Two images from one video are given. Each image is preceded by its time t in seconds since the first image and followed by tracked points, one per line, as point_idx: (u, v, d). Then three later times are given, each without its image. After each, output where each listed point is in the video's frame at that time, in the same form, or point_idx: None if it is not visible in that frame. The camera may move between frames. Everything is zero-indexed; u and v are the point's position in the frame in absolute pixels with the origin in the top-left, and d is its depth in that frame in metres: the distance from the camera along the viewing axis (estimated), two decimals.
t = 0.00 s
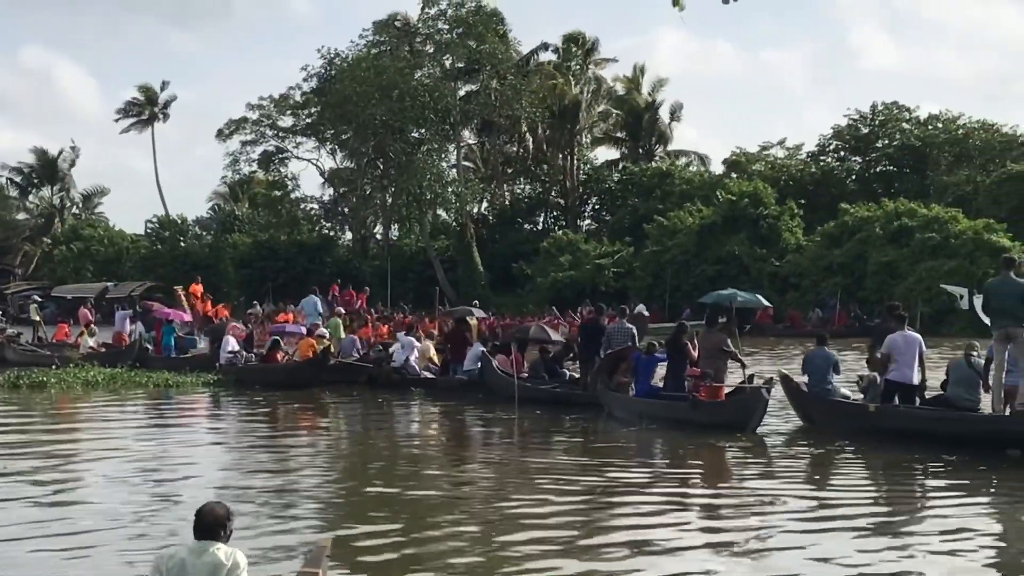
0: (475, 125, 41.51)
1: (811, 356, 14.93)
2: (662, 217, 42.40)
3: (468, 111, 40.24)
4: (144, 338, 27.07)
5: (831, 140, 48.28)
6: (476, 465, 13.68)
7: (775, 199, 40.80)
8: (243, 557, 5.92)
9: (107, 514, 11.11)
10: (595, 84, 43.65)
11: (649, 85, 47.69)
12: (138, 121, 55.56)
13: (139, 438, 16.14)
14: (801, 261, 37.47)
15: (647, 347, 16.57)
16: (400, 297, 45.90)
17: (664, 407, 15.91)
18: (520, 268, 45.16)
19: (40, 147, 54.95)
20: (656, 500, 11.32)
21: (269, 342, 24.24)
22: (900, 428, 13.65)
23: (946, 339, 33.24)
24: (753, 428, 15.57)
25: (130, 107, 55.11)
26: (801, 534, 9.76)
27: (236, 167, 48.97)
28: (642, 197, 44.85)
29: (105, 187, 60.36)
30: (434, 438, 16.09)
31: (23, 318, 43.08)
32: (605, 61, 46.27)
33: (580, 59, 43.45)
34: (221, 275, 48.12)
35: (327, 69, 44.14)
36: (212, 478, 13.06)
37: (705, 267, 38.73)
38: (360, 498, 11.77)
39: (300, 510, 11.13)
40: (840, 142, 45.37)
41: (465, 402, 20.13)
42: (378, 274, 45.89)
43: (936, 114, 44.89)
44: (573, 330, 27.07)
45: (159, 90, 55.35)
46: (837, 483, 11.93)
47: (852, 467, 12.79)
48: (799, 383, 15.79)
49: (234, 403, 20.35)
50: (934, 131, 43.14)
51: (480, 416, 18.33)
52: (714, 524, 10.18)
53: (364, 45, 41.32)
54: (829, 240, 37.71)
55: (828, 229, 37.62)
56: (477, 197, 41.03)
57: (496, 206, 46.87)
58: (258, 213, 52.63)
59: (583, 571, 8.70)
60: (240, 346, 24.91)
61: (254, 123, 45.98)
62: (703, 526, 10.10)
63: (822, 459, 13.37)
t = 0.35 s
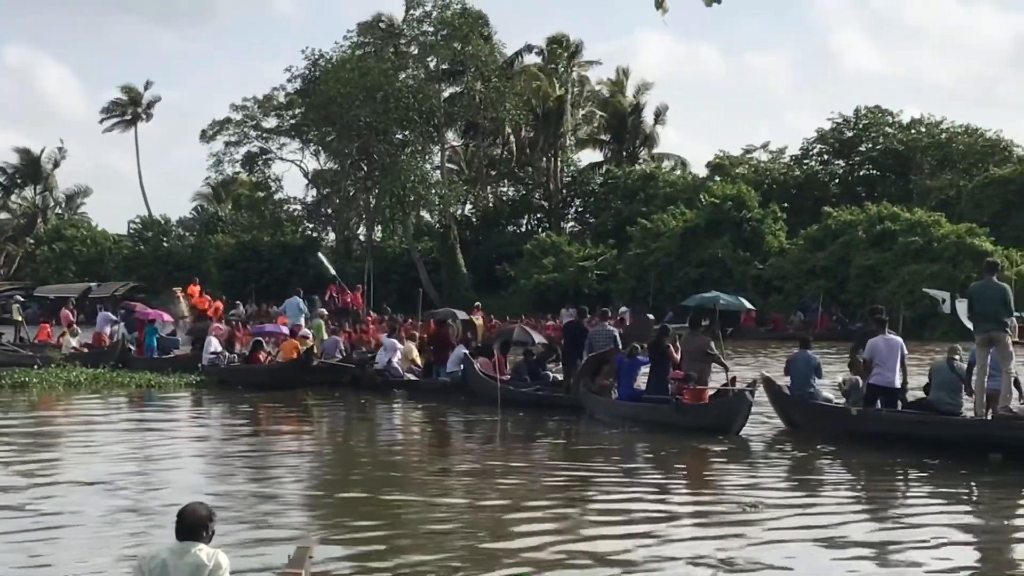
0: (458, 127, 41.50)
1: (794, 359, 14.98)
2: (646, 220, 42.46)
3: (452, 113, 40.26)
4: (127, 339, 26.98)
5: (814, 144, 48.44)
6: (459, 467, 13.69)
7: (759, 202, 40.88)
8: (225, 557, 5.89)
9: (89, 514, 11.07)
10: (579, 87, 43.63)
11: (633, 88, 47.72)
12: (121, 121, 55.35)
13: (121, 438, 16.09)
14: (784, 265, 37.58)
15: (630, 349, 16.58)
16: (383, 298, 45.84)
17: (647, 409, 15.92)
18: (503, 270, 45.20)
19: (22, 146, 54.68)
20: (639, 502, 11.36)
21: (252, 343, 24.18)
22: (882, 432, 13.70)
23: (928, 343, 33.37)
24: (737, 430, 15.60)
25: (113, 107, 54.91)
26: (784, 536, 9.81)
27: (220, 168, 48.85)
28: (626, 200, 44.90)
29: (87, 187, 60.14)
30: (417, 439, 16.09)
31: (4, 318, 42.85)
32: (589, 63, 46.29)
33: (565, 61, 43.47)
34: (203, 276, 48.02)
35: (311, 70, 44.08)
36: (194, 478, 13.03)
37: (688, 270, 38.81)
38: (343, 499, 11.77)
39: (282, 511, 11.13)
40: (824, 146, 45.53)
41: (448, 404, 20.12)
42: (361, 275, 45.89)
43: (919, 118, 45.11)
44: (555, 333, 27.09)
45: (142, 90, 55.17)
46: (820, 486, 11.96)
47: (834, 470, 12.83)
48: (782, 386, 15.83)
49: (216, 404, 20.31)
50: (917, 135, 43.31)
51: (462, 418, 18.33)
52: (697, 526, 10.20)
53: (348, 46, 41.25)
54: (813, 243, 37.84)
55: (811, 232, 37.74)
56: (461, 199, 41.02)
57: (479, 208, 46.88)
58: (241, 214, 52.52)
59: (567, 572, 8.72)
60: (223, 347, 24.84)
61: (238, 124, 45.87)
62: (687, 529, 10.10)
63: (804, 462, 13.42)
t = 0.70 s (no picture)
0: (445, 125, 41.48)
1: (780, 359, 15.03)
2: (632, 219, 42.51)
3: (439, 111, 40.24)
4: (113, 336, 26.90)
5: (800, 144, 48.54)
6: (445, 466, 13.70)
7: (745, 202, 40.95)
8: (210, 556, 5.88)
9: (74, 512, 11.05)
10: (567, 86, 43.64)
11: (620, 88, 47.72)
12: (107, 118, 55.18)
13: (106, 436, 16.05)
14: (770, 265, 37.65)
15: (617, 348, 16.60)
16: (370, 296, 45.82)
17: (634, 408, 15.94)
18: (490, 269, 45.21)
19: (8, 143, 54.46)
20: (625, 501, 11.38)
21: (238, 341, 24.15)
22: (869, 432, 13.74)
23: (913, 344, 33.49)
24: (725, 429, 15.62)
25: (100, 104, 54.73)
26: (770, 536, 9.84)
27: (206, 166, 48.73)
28: (613, 199, 44.92)
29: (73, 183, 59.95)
30: (403, 438, 16.10)
31: None
32: (577, 63, 46.28)
33: (552, 60, 43.48)
34: (189, 274, 47.94)
35: (299, 68, 44.02)
36: (180, 476, 13.01)
37: (675, 270, 38.87)
38: (329, 497, 11.76)
39: (268, 510, 11.11)
40: (811, 146, 45.65)
41: (434, 403, 20.12)
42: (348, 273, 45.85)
43: (906, 119, 45.25)
44: (542, 331, 27.13)
45: (129, 87, 55.01)
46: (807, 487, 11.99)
47: (820, 470, 12.88)
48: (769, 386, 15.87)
49: (202, 402, 20.27)
50: (904, 136, 43.47)
51: (448, 417, 18.33)
52: (683, 526, 10.23)
53: (336, 44, 41.17)
54: (799, 243, 37.93)
55: (797, 233, 37.85)
56: (448, 199, 41.00)
57: (466, 207, 46.90)
58: (227, 211, 52.39)
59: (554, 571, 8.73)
60: (209, 344, 24.80)
61: (224, 122, 45.77)
62: (673, 529, 10.12)
63: (790, 462, 13.46)
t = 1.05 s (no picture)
0: (430, 121, 41.43)
1: (765, 356, 15.06)
2: (617, 216, 42.56)
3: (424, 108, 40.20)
4: (97, 331, 26.80)
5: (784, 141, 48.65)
6: (430, 462, 13.71)
7: (730, 199, 41.04)
8: (193, 551, 5.89)
9: (56, 507, 11.03)
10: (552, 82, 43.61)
11: (605, 84, 47.72)
12: (91, 113, 54.98)
13: (90, 431, 16.01)
14: (755, 262, 37.72)
15: (602, 344, 16.61)
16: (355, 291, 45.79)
17: (619, 404, 15.98)
18: (474, 265, 45.25)
19: None
20: (609, 497, 11.41)
21: (222, 336, 24.09)
22: (853, 428, 13.78)
23: (896, 341, 33.62)
24: (709, 426, 15.66)
25: (84, 99, 54.53)
26: (753, 531, 9.87)
27: (190, 161, 48.61)
28: (598, 196, 44.95)
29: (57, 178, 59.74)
30: (387, 434, 16.10)
31: None
32: (563, 59, 46.26)
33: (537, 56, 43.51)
34: (173, 270, 47.90)
35: (283, 63, 43.92)
36: (163, 471, 12.99)
37: (659, 267, 38.98)
38: (313, 493, 11.77)
39: (253, 505, 11.11)
40: (796, 143, 45.76)
41: (418, 399, 20.13)
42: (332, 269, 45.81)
43: (890, 117, 45.39)
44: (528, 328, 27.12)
45: (113, 82, 54.80)
46: (790, 483, 12.02)
47: (803, 467, 12.93)
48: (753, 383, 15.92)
49: (186, 397, 20.23)
50: (888, 134, 43.64)
51: (432, 413, 18.34)
52: (667, 521, 10.28)
53: (321, 40, 41.08)
54: (783, 241, 38.07)
55: (781, 230, 37.95)
56: (432, 194, 40.97)
57: (451, 203, 46.91)
58: (212, 207, 52.30)
59: (538, 566, 8.75)
60: (193, 340, 24.73)
61: (209, 117, 45.66)
62: (658, 524, 10.14)
63: (774, 459, 13.51)
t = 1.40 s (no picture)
0: (415, 119, 41.39)
1: (749, 354, 15.10)
2: (602, 214, 42.60)
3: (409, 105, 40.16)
4: (80, 329, 26.72)
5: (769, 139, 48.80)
6: (415, 459, 13.72)
7: (715, 197, 41.14)
8: (179, 549, 5.89)
9: (40, 504, 11.00)
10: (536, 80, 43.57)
11: (590, 82, 47.73)
12: (75, 110, 54.77)
13: (74, 429, 15.97)
14: (739, 260, 37.84)
15: (587, 343, 16.62)
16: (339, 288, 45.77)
17: (604, 402, 16.01)
18: (459, 263, 45.30)
19: None
20: (594, 495, 11.44)
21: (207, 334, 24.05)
22: (837, 427, 13.83)
23: (880, 340, 33.77)
24: (694, 424, 15.69)
25: (68, 96, 54.33)
26: (738, 529, 9.90)
27: (174, 158, 48.50)
28: (583, 194, 44.98)
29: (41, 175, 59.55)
30: (371, 432, 16.11)
31: None
32: (548, 56, 46.26)
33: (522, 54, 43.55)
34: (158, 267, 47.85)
35: (268, 61, 43.83)
36: (148, 469, 12.98)
37: (644, 265, 39.05)
38: (298, 491, 11.76)
39: (238, 503, 11.10)
40: (781, 141, 45.87)
41: (403, 396, 20.13)
42: (318, 267, 45.77)
43: (875, 116, 45.55)
44: (512, 326, 27.12)
45: (97, 78, 54.61)
46: (774, 482, 12.05)
47: (788, 465, 12.99)
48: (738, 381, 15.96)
49: (170, 395, 20.20)
50: (873, 132, 43.80)
51: (417, 410, 18.35)
52: (653, 519, 10.31)
53: (306, 37, 40.96)
54: (768, 239, 38.18)
55: (766, 228, 38.07)
56: (417, 192, 40.95)
57: (436, 201, 46.90)
58: (197, 204, 52.20)
59: (523, 564, 8.77)
60: (178, 337, 24.69)
61: (194, 114, 45.58)
62: (643, 522, 10.16)
63: (759, 457, 13.55)
